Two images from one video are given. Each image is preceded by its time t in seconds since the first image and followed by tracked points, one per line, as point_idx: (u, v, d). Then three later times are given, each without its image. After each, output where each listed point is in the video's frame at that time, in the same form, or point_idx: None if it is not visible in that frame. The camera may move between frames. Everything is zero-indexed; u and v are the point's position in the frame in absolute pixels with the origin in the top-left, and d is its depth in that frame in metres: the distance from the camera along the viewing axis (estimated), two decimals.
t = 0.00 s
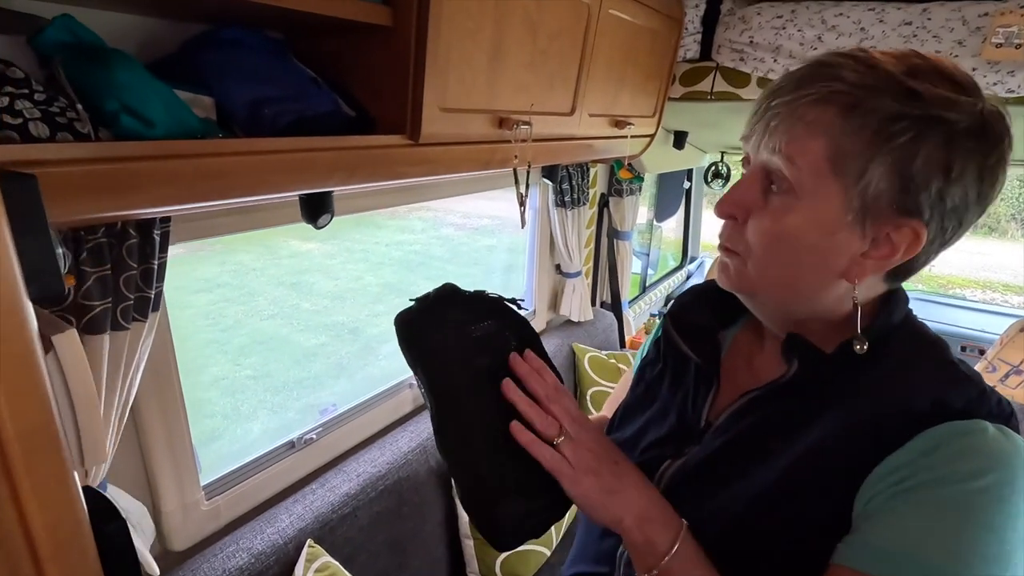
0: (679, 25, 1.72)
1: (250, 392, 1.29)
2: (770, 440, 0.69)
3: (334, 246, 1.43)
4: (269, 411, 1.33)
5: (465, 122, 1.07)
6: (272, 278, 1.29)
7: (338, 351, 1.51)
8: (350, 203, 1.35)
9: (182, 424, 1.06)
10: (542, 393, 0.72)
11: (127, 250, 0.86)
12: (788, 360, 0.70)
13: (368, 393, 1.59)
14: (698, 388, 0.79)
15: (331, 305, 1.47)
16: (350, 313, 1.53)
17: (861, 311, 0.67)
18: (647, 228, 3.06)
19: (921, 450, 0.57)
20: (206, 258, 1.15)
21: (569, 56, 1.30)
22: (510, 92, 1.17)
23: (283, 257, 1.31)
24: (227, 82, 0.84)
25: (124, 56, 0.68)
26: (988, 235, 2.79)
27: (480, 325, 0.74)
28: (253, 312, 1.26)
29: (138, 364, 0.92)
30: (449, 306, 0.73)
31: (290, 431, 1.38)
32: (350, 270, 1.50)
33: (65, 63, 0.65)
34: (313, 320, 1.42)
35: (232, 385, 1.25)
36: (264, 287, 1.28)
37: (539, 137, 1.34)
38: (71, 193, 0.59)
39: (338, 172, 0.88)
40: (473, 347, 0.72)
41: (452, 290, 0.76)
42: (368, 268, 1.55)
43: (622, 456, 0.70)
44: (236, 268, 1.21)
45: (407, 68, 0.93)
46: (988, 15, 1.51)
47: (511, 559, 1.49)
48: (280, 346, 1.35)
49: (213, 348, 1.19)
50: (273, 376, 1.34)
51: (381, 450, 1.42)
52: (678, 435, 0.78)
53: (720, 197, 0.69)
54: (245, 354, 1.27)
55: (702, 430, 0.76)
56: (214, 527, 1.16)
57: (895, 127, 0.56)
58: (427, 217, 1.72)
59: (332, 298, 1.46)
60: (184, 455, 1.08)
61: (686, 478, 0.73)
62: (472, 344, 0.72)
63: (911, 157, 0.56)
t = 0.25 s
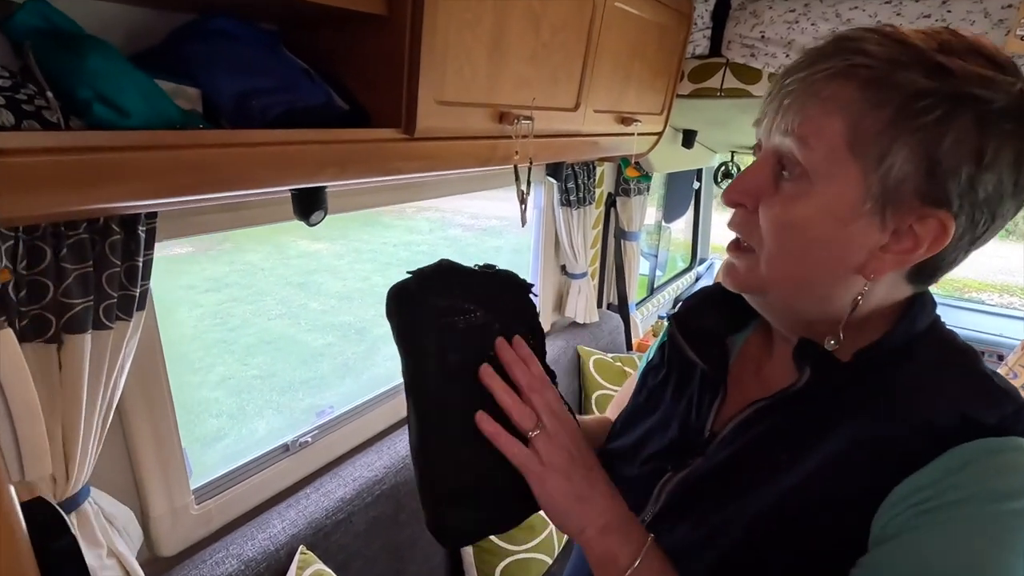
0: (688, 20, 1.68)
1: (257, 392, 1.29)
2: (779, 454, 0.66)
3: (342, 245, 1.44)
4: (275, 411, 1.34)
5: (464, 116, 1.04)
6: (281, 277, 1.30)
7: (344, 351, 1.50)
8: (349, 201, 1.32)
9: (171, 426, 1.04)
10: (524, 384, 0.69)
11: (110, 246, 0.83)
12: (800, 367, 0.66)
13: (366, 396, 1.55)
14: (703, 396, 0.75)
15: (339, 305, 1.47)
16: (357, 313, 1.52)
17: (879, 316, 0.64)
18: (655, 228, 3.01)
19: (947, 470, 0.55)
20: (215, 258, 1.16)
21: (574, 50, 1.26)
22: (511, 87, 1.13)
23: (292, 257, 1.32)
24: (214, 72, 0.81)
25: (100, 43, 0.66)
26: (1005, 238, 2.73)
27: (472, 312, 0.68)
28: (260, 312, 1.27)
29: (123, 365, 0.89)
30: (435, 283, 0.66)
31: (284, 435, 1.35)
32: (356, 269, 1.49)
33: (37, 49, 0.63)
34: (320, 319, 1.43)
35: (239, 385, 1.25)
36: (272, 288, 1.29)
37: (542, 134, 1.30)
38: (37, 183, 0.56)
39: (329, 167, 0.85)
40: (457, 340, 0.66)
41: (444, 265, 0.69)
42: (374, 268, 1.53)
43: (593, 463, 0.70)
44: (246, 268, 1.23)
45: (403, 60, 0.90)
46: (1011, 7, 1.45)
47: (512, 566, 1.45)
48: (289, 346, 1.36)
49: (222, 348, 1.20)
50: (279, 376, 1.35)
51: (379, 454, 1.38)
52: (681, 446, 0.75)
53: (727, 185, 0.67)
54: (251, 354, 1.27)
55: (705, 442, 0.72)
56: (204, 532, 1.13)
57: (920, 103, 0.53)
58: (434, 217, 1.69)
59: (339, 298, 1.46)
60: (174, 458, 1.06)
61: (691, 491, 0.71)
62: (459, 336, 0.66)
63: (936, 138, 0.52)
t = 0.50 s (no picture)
0: (696, 18, 1.66)
1: (264, 391, 1.29)
2: (787, 462, 0.65)
3: (349, 245, 1.43)
4: (282, 410, 1.34)
5: (466, 114, 1.03)
6: (288, 277, 1.30)
7: (351, 351, 1.50)
8: (353, 200, 1.32)
9: (171, 425, 1.03)
10: (512, 405, 0.69)
11: (109, 244, 0.82)
12: (812, 375, 0.66)
13: (368, 396, 1.54)
14: (709, 401, 0.74)
15: (346, 304, 1.47)
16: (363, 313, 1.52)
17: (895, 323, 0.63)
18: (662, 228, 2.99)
19: (964, 487, 0.53)
20: (223, 257, 1.16)
21: (579, 48, 1.25)
22: (515, 85, 1.12)
23: (299, 257, 1.32)
24: (212, 68, 0.80)
25: (95, 40, 0.65)
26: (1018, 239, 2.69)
27: (456, 322, 0.68)
28: (267, 311, 1.27)
29: (123, 364, 0.88)
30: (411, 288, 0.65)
31: (285, 435, 1.34)
32: (364, 270, 1.49)
33: (32, 45, 0.62)
34: (327, 319, 1.43)
35: (246, 384, 1.25)
36: (280, 287, 1.29)
37: (546, 132, 1.29)
38: (28, 181, 0.55)
39: (328, 166, 0.84)
40: (441, 352, 0.66)
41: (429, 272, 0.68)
42: (382, 268, 1.53)
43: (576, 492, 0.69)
44: (254, 267, 1.23)
45: (405, 58, 0.89)
46: None
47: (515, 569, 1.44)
48: (295, 345, 1.36)
49: (229, 346, 1.20)
50: (286, 375, 1.34)
51: (381, 455, 1.38)
52: (685, 450, 0.74)
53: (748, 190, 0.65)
54: (257, 354, 1.27)
55: (713, 448, 0.72)
56: (205, 532, 1.13)
57: (963, 100, 0.52)
58: (441, 218, 1.69)
59: (348, 298, 1.46)
60: (174, 458, 1.05)
61: (698, 498, 0.70)
62: (442, 349, 0.66)
63: (982, 137, 0.52)
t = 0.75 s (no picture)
0: (702, 15, 1.66)
1: (270, 387, 1.30)
2: (799, 469, 0.65)
3: (357, 242, 1.44)
4: (289, 406, 1.34)
5: (470, 111, 1.03)
6: (296, 274, 1.31)
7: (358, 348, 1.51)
8: (357, 197, 1.32)
9: (174, 422, 1.04)
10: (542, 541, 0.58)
11: (113, 241, 0.82)
12: (825, 380, 0.65)
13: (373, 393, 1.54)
14: (718, 404, 0.74)
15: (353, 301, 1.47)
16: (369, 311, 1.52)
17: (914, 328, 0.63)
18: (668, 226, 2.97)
19: (986, 506, 0.53)
20: (231, 253, 1.16)
21: (583, 45, 1.24)
22: (519, 82, 1.11)
23: (307, 254, 1.32)
24: (216, 66, 0.80)
25: (98, 36, 0.65)
26: None
27: (441, 316, 0.68)
28: (274, 308, 1.28)
29: (127, 359, 0.89)
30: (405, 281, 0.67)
31: (290, 431, 1.34)
32: (371, 267, 1.49)
33: (35, 42, 0.62)
34: (334, 316, 1.43)
35: (253, 379, 1.26)
36: (287, 284, 1.29)
37: (551, 129, 1.29)
38: (30, 177, 0.55)
39: (332, 163, 0.84)
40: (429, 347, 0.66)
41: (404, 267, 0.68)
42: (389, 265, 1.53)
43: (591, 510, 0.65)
44: (261, 263, 1.23)
45: (408, 54, 0.89)
46: None
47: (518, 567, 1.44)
48: (303, 342, 1.36)
49: (237, 342, 1.21)
50: (292, 371, 1.35)
51: (385, 452, 1.38)
52: (693, 452, 0.73)
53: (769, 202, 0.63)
54: (263, 350, 1.27)
55: (721, 452, 0.71)
56: (208, 528, 1.13)
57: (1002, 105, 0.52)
58: (446, 215, 1.68)
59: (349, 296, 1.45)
60: (178, 454, 1.05)
61: (708, 502, 0.69)
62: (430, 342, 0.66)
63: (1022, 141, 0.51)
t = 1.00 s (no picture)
0: (700, 14, 1.65)
1: (270, 385, 1.30)
2: (796, 472, 0.65)
3: (356, 241, 1.43)
4: (289, 405, 1.34)
5: (466, 110, 1.02)
6: (295, 273, 1.30)
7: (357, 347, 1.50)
8: (354, 197, 1.32)
9: (170, 422, 1.04)
10: None
11: (106, 242, 0.82)
12: (824, 382, 0.65)
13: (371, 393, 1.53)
14: (716, 407, 0.74)
15: (353, 299, 1.47)
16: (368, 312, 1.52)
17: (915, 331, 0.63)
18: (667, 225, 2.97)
19: (982, 506, 0.53)
20: (230, 252, 1.16)
21: (580, 44, 1.24)
22: (515, 81, 1.11)
23: (307, 252, 1.32)
24: (209, 65, 0.80)
25: (88, 38, 0.65)
26: None
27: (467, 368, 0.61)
28: (275, 307, 1.28)
29: (121, 360, 0.89)
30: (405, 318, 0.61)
31: (287, 431, 1.34)
32: (371, 266, 1.49)
33: (25, 42, 0.62)
34: (335, 315, 1.43)
35: (252, 378, 1.25)
36: (286, 283, 1.29)
37: (547, 129, 1.28)
38: (20, 178, 0.55)
39: (326, 163, 0.84)
40: (450, 405, 0.60)
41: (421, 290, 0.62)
42: (389, 264, 1.53)
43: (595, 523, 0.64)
44: (260, 263, 1.23)
45: (403, 54, 0.88)
46: None
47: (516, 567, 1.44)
48: (302, 342, 1.36)
49: (236, 341, 1.21)
50: (291, 370, 1.34)
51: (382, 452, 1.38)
52: (691, 455, 0.73)
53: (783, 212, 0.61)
54: (263, 349, 1.27)
55: (718, 456, 0.71)
56: (204, 527, 1.13)
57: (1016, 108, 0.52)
58: (445, 215, 1.68)
59: (350, 296, 1.45)
60: (173, 454, 1.05)
61: (705, 505, 0.69)
62: (454, 400, 0.60)
63: None
